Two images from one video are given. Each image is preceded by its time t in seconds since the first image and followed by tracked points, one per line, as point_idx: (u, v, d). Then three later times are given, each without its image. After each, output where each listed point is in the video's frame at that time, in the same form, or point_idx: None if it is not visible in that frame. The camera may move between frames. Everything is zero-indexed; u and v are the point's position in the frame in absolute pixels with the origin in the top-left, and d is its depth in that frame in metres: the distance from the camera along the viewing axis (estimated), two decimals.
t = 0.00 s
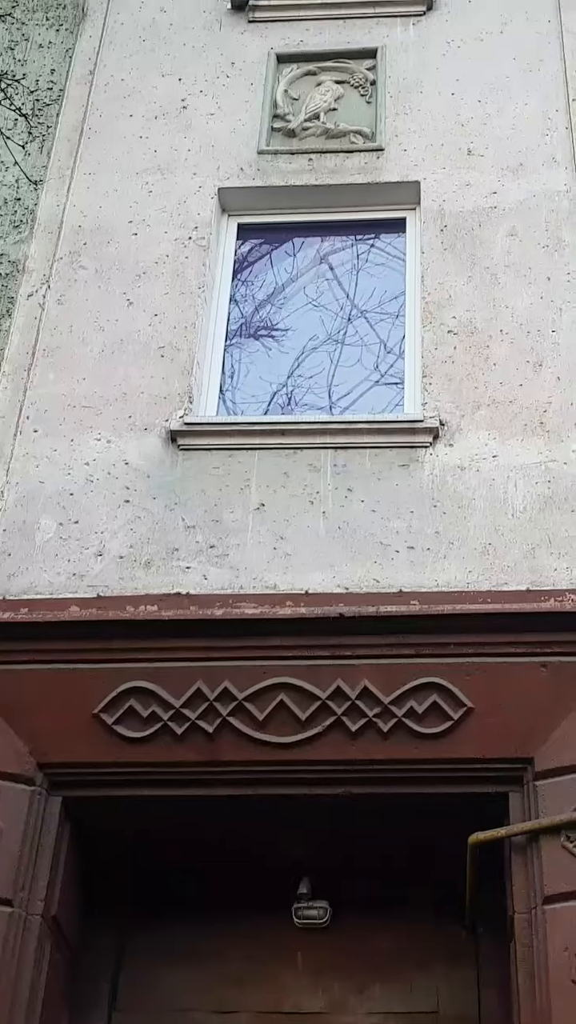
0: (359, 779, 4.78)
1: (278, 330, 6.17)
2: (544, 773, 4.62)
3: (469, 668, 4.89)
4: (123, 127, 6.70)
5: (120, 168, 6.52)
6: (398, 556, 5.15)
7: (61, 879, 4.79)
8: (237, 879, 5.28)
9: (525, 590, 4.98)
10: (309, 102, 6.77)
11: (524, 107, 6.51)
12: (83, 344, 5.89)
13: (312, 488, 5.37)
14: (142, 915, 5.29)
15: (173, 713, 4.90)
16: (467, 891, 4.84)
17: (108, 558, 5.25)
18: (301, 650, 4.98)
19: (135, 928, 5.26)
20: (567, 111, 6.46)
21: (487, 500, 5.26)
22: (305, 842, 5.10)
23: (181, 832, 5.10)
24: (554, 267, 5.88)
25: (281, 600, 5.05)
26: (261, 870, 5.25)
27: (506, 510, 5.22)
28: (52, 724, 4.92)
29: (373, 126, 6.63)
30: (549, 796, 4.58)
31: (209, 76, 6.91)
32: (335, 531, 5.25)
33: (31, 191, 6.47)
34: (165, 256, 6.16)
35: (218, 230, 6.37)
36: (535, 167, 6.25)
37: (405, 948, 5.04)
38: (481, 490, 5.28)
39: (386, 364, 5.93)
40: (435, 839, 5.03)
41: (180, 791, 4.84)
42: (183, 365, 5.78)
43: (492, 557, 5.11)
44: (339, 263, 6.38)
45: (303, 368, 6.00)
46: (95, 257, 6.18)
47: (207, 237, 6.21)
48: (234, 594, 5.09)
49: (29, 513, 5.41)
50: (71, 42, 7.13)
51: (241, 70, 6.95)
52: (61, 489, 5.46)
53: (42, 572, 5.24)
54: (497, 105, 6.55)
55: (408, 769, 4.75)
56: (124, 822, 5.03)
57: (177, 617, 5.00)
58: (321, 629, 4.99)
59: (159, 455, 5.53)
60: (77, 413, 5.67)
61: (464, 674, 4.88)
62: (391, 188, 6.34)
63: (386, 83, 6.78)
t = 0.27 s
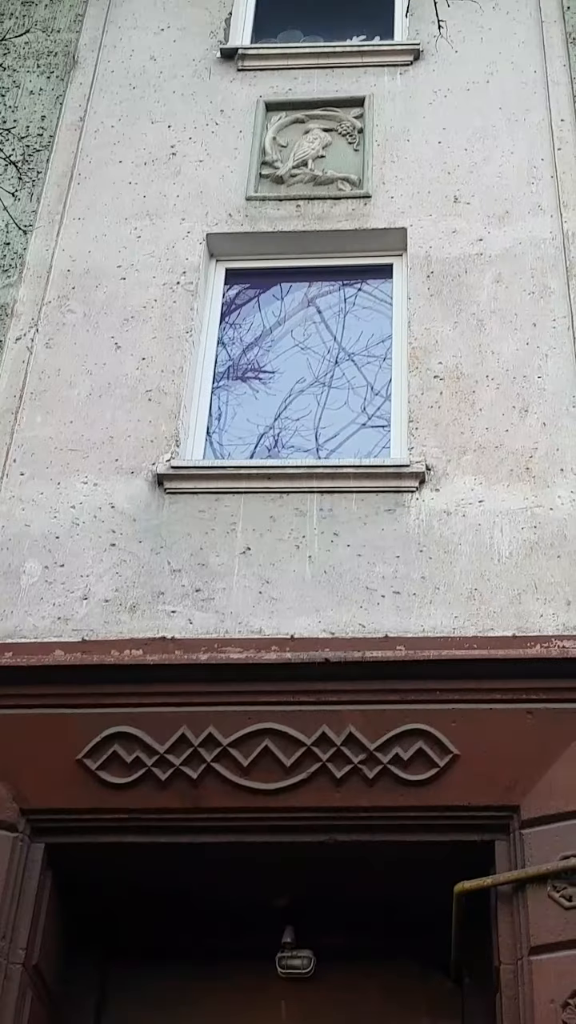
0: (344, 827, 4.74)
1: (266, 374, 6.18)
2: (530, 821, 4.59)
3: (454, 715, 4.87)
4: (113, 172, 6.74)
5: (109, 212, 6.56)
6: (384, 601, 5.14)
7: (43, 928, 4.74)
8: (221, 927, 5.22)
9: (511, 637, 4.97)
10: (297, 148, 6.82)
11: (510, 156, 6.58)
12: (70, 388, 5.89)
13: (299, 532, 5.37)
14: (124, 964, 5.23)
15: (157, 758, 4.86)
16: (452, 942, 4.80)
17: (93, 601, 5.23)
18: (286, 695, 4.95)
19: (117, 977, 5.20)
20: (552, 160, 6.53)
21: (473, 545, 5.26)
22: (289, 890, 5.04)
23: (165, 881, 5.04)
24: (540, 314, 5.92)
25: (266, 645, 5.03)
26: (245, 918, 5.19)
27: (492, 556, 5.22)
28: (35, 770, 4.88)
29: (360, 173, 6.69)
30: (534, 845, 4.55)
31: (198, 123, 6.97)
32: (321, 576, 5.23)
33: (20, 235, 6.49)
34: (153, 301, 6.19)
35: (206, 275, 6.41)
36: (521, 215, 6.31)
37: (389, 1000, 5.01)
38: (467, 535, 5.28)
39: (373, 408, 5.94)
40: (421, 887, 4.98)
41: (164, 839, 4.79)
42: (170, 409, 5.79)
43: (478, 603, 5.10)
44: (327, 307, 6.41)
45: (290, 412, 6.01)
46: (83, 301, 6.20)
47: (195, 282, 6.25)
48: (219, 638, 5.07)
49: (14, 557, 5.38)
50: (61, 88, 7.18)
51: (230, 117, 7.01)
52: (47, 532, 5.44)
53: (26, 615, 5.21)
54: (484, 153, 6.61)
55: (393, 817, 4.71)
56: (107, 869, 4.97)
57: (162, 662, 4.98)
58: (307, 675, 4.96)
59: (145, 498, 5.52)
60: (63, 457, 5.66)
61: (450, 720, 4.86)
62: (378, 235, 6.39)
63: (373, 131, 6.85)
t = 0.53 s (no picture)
0: (334, 861, 4.72)
1: (256, 405, 6.20)
2: (520, 856, 4.58)
3: (444, 749, 4.86)
4: (103, 206, 6.78)
5: (98, 246, 6.59)
6: (373, 634, 5.13)
7: (33, 961, 4.70)
8: (211, 961, 5.19)
9: (501, 670, 4.96)
10: (287, 182, 6.87)
11: (498, 191, 6.64)
12: (60, 421, 5.90)
13: (288, 565, 5.37)
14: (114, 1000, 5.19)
15: (147, 792, 4.84)
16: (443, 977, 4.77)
17: (82, 635, 5.23)
18: (276, 729, 4.94)
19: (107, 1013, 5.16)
20: (540, 194, 6.59)
21: (463, 578, 5.26)
22: (279, 924, 5.02)
23: (154, 915, 5.02)
24: (529, 347, 5.95)
25: (256, 678, 5.02)
26: (235, 952, 5.16)
27: (482, 589, 5.22)
28: (25, 804, 4.86)
29: (349, 206, 6.73)
30: (525, 879, 4.53)
31: (187, 158, 7.03)
32: (310, 609, 5.23)
33: (10, 269, 6.50)
34: (143, 334, 6.21)
35: (195, 309, 6.43)
36: (510, 249, 6.36)
37: None
38: (457, 568, 5.28)
39: (363, 439, 5.96)
40: (411, 921, 4.96)
41: (154, 873, 4.77)
42: (160, 442, 5.80)
43: (467, 636, 5.10)
44: (316, 339, 6.43)
45: (280, 444, 6.02)
46: (73, 334, 6.21)
47: (185, 316, 6.27)
48: (209, 671, 5.06)
49: (4, 591, 5.38)
50: (51, 122, 7.21)
51: (219, 150, 7.08)
52: (37, 565, 5.44)
53: (16, 649, 5.20)
54: (472, 187, 6.67)
55: (383, 851, 4.69)
56: (96, 904, 4.94)
57: (151, 695, 4.97)
58: (297, 708, 4.96)
59: (135, 532, 5.52)
60: (53, 491, 5.67)
61: (440, 754, 4.85)
62: (367, 268, 6.43)
63: (362, 164, 6.90)
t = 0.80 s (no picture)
0: (335, 889, 4.68)
1: (254, 431, 6.21)
2: (521, 883, 4.54)
3: (444, 775, 4.84)
4: (101, 233, 6.82)
5: (97, 273, 6.62)
6: (372, 660, 5.12)
7: (33, 990, 4.64)
8: (211, 990, 5.15)
9: (500, 696, 4.95)
10: (285, 209, 6.92)
11: (495, 217, 6.68)
12: (59, 448, 5.91)
13: (287, 592, 5.37)
14: None
15: (146, 820, 4.82)
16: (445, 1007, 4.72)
17: (81, 662, 5.22)
18: (275, 756, 4.93)
19: None
20: (537, 220, 6.62)
21: (461, 603, 5.25)
22: (279, 953, 4.98)
23: (154, 944, 4.98)
24: (526, 373, 5.97)
25: (255, 705, 5.01)
26: (235, 982, 5.12)
27: (481, 614, 5.21)
28: (23, 831, 4.83)
29: (347, 233, 6.77)
30: (526, 907, 4.50)
31: (185, 185, 7.08)
32: (309, 635, 5.23)
33: (9, 296, 6.53)
34: (142, 361, 6.23)
35: (193, 336, 6.45)
36: (506, 274, 6.39)
37: None
38: (456, 594, 5.28)
39: (362, 464, 5.97)
40: (412, 949, 4.92)
41: (153, 901, 4.74)
42: (158, 468, 5.81)
43: (467, 662, 5.08)
44: (315, 365, 6.45)
45: (278, 469, 6.04)
46: (72, 361, 6.23)
47: (183, 342, 6.29)
48: (208, 698, 5.05)
49: (3, 618, 5.37)
50: (50, 150, 7.26)
51: (217, 178, 7.13)
52: (35, 592, 5.44)
53: (15, 677, 5.19)
54: (469, 213, 6.71)
55: (384, 879, 4.66)
56: (96, 933, 4.91)
57: (150, 722, 4.96)
58: (296, 735, 4.94)
59: (134, 558, 5.53)
60: (52, 517, 5.67)
61: (440, 781, 4.83)
62: (365, 293, 6.46)
63: (359, 191, 6.94)
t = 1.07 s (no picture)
0: (336, 913, 4.67)
1: (253, 453, 6.22)
2: (522, 906, 4.53)
3: (444, 797, 4.83)
4: (99, 257, 6.84)
5: (95, 297, 6.63)
6: (372, 683, 5.12)
7: (32, 1016, 4.61)
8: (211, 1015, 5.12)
9: (501, 718, 4.94)
10: (282, 233, 6.94)
11: (492, 239, 6.71)
12: (58, 471, 5.90)
13: (287, 614, 5.36)
14: None
15: (146, 844, 4.80)
16: None
17: (81, 685, 5.21)
18: (275, 780, 4.92)
19: None
20: (535, 243, 6.64)
21: (461, 625, 5.25)
22: (280, 977, 4.95)
23: (153, 970, 4.95)
24: (525, 395, 5.98)
25: (255, 728, 5.00)
26: (235, 1006, 5.09)
27: (481, 636, 5.21)
28: (22, 856, 4.80)
29: (345, 256, 6.80)
30: (527, 929, 4.48)
31: (183, 208, 7.10)
32: (309, 657, 5.22)
33: (7, 319, 6.53)
34: (140, 383, 6.23)
35: (192, 359, 6.47)
36: (504, 297, 6.41)
37: None
38: (455, 616, 5.28)
39: (361, 485, 5.98)
40: (414, 973, 4.90)
41: (153, 925, 4.71)
42: (157, 491, 5.81)
43: (467, 684, 5.08)
44: (313, 387, 6.47)
45: (277, 491, 6.04)
46: (71, 384, 6.24)
47: (182, 365, 6.30)
48: (208, 722, 5.04)
49: (2, 642, 5.36)
50: (48, 174, 7.28)
51: (215, 201, 7.15)
52: (35, 616, 5.43)
53: (14, 701, 5.18)
54: (466, 236, 6.74)
55: (385, 902, 4.64)
56: (95, 957, 4.88)
57: (150, 746, 4.94)
58: (296, 758, 4.93)
59: (133, 581, 5.52)
60: (51, 541, 5.66)
61: (440, 804, 4.82)
62: (363, 316, 6.48)
63: (357, 214, 6.98)
